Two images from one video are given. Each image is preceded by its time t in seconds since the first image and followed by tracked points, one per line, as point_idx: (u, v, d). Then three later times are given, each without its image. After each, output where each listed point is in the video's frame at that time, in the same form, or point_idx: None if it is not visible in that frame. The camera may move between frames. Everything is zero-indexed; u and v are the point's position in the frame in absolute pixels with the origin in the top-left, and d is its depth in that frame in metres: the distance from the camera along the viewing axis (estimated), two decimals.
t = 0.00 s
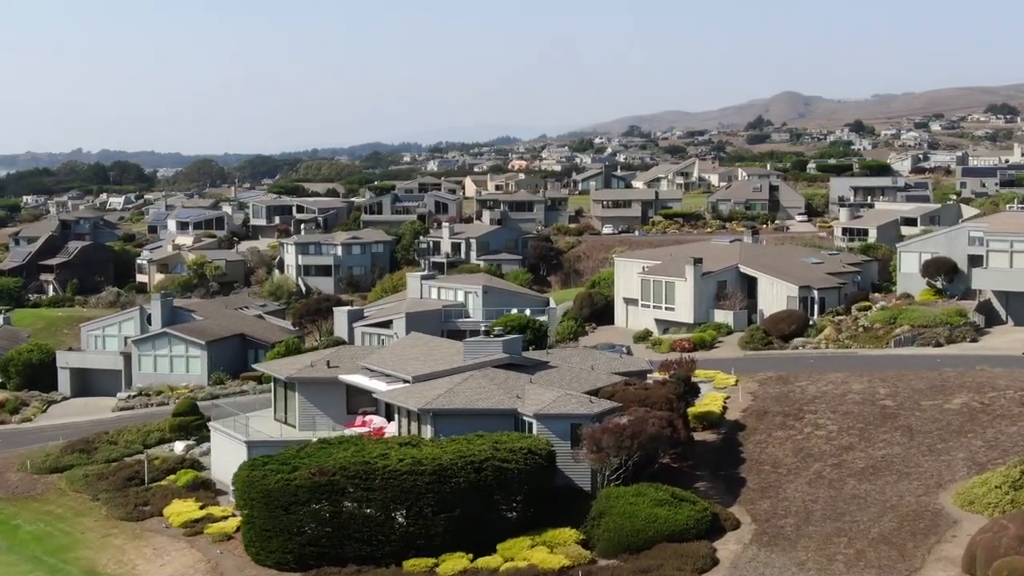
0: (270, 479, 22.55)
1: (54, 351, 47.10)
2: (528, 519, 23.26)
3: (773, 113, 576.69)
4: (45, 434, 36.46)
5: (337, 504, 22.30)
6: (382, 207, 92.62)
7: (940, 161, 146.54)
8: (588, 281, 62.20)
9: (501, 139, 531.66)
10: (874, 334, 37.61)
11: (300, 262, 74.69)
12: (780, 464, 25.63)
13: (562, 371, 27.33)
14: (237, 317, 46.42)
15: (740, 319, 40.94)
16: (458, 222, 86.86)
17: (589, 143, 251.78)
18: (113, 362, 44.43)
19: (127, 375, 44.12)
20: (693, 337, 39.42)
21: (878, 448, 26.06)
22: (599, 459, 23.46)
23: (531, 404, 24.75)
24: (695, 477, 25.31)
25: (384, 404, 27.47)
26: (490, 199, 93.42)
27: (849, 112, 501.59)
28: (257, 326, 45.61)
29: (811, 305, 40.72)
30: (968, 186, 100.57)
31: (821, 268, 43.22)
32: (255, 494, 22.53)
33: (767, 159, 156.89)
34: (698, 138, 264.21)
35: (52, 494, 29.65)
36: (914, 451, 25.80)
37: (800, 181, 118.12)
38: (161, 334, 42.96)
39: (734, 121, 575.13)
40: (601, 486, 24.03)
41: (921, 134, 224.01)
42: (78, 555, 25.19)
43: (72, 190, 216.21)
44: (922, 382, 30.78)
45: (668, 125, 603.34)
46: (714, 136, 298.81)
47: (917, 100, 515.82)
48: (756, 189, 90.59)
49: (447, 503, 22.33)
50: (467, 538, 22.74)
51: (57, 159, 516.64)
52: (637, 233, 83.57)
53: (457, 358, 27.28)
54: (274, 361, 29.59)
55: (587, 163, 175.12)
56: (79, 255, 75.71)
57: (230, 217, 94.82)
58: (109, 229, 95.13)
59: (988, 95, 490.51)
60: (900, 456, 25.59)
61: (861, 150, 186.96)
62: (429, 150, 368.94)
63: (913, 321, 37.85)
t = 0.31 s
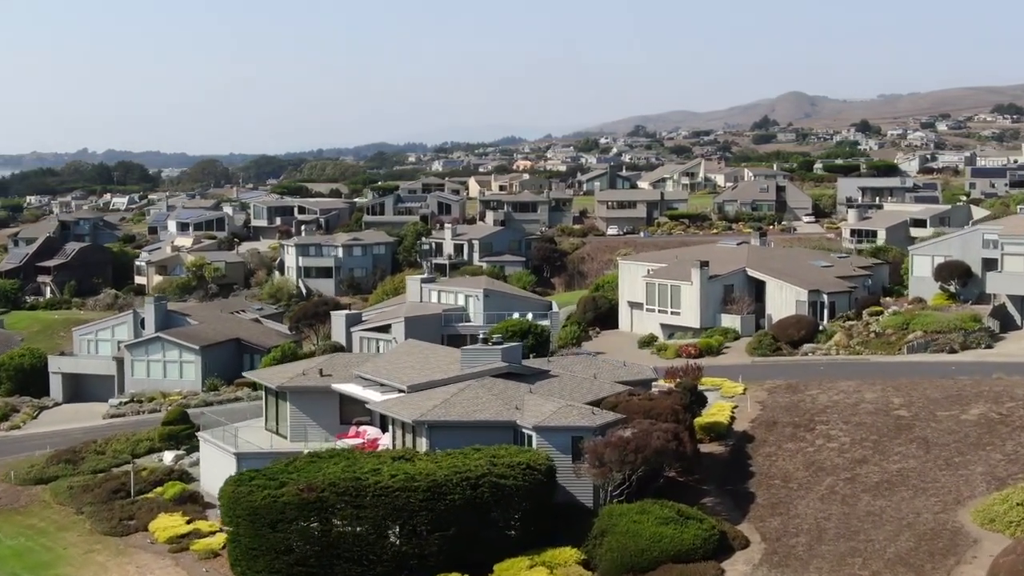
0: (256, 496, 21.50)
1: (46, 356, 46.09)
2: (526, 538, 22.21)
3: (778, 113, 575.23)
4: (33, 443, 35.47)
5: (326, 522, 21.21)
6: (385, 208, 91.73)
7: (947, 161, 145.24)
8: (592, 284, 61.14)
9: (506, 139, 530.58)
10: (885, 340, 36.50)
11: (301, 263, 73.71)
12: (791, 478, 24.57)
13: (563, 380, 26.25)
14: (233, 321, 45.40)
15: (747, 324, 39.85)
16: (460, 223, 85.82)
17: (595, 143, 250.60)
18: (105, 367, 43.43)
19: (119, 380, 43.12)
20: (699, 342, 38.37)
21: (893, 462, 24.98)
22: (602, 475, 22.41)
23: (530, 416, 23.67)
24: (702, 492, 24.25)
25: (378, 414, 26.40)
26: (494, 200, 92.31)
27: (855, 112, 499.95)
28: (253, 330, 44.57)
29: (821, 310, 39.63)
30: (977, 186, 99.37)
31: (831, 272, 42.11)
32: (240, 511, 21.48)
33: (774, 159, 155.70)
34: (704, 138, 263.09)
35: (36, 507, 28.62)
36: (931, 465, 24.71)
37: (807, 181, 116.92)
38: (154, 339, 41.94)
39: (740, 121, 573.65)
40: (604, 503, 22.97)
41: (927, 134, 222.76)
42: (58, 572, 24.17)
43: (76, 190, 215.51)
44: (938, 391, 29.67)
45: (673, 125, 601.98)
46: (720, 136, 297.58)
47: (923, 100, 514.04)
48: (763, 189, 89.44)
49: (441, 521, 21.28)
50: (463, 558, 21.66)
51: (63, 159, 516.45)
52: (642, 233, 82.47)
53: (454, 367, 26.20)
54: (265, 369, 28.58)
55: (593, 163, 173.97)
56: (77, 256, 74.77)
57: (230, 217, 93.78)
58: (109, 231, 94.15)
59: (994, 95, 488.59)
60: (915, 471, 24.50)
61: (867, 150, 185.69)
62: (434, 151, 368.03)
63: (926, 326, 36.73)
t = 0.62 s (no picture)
0: (238, 516, 20.35)
1: (37, 361, 45.01)
2: (525, 560, 20.99)
3: (785, 113, 573.20)
4: (18, 453, 34.38)
5: (311, 544, 20.03)
6: (388, 209, 90.73)
7: (956, 161, 143.87)
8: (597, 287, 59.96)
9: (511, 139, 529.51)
10: (900, 346, 35.29)
11: (301, 265, 72.60)
12: (804, 495, 23.38)
13: (564, 391, 25.05)
14: (228, 325, 44.28)
15: (756, 329, 38.62)
16: (464, 224, 84.67)
17: (601, 143, 249.31)
18: (97, 373, 42.33)
19: (111, 387, 42.01)
20: (706, 348, 37.21)
21: (910, 479, 23.79)
22: (604, 493, 21.20)
23: (529, 430, 22.48)
24: (710, 510, 23.04)
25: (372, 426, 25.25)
26: (498, 201, 91.08)
27: (862, 113, 497.88)
28: (248, 335, 43.42)
29: (833, 315, 38.39)
30: (987, 187, 98.04)
31: (843, 275, 40.88)
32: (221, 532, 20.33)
33: (781, 159, 154.37)
34: (711, 137, 261.63)
35: (16, 522, 27.52)
36: (951, 482, 23.50)
37: (815, 182, 115.64)
38: (146, 344, 40.82)
39: (746, 121, 571.97)
40: (606, 523, 21.77)
41: (934, 134, 221.33)
42: None
43: (80, 190, 214.65)
44: (957, 402, 28.45)
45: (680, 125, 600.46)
46: (727, 136, 296.05)
47: (930, 99, 511.88)
48: (771, 190, 88.13)
49: (434, 544, 20.09)
50: None
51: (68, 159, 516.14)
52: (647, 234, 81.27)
53: (449, 377, 25.02)
54: (254, 379, 27.44)
55: (598, 163, 172.76)
56: (74, 258, 73.68)
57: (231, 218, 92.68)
58: (108, 233, 93.12)
59: (1002, 95, 486.53)
60: (935, 488, 23.28)
61: (875, 150, 184.31)
62: (440, 151, 366.97)
63: (942, 333, 35.49)
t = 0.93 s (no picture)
0: (221, 537, 19.37)
1: (28, 366, 44.06)
2: None
3: (792, 112, 571.41)
4: (4, 463, 33.44)
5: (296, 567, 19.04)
6: (390, 210, 90.20)
7: (965, 161, 142.56)
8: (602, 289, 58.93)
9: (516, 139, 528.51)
10: (913, 353, 34.20)
11: (301, 267, 71.59)
12: (817, 513, 22.29)
13: (565, 403, 23.97)
14: (224, 329, 43.25)
15: (764, 335, 37.53)
16: (467, 225, 83.62)
17: (606, 142, 248.24)
18: (88, 379, 41.36)
19: (103, 393, 41.01)
20: (713, 354, 36.14)
21: (928, 495, 22.68)
22: (607, 511, 20.14)
23: (528, 444, 21.40)
24: (718, 527, 21.97)
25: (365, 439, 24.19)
26: (502, 201, 89.97)
27: (869, 113, 496.01)
28: (244, 339, 42.39)
29: (843, 320, 37.26)
30: (997, 188, 96.83)
31: (853, 279, 39.79)
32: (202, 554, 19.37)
33: (788, 159, 153.14)
34: (717, 137, 260.42)
35: None
36: (970, 499, 22.40)
37: (822, 182, 114.48)
38: (138, 350, 39.81)
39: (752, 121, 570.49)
40: (609, 543, 20.69)
41: (941, 134, 220.04)
42: None
43: (84, 191, 213.94)
44: (974, 413, 27.35)
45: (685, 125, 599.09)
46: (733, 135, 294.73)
47: (936, 99, 509.80)
48: (778, 190, 86.93)
49: (426, 565, 19.06)
50: None
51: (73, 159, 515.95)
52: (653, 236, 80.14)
53: (445, 387, 23.93)
54: (244, 388, 26.42)
55: (603, 163, 171.68)
56: (71, 260, 72.76)
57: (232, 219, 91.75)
58: (108, 234, 92.23)
59: (1008, 95, 484.58)
60: (954, 505, 22.16)
61: (881, 150, 183.03)
62: (445, 151, 365.54)
63: (956, 339, 34.39)
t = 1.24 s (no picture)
0: (202, 560, 18.41)
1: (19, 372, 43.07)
2: None
3: (798, 112, 569.65)
4: None
5: None
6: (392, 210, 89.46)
7: (973, 162, 141.22)
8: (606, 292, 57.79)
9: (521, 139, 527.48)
10: (926, 360, 33.11)
11: (301, 269, 70.55)
12: (830, 531, 21.22)
13: (566, 415, 22.91)
14: (218, 334, 42.24)
15: (773, 341, 36.44)
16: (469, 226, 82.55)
17: (611, 142, 247.05)
18: (80, 385, 40.36)
19: (94, 399, 40.00)
20: (720, 361, 35.06)
21: (946, 513, 21.59)
22: (609, 532, 19.07)
23: (526, 460, 20.35)
24: (726, 547, 20.90)
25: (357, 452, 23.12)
26: (505, 202, 88.93)
27: (875, 113, 494.35)
28: (239, 344, 41.37)
29: (854, 326, 36.16)
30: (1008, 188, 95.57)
31: (864, 283, 38.69)
32: None
33: (794, 159, 151.88)
34: (722, 138, 259.16)
35: None
36: (991, 517, 21.30)
37: (829, 182, 113.25)
38: (130, 355, 38.82)
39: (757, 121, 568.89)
40: (612, 565, 19.63)
41: (948, 134, 218.69)
42: None
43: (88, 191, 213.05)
44: (992, 424, 26.24)
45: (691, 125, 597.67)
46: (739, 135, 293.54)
47: (942, 100, 507.80)
48: (785, 191, 85.76)
49: None
50: None
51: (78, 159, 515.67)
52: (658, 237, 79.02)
53: (441, 398, 22.88)
54: (232, 399, 25.41)
55: (608, 163, 170.55)
56: (69, 262, 71.81)
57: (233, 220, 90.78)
58: (107, 235, 91.26)
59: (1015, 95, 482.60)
60: (974, 524, 21.06)
61: (888, 151, 181.70)
62: (450, 151, 365.05)
63: (971, 345, 33.27)
